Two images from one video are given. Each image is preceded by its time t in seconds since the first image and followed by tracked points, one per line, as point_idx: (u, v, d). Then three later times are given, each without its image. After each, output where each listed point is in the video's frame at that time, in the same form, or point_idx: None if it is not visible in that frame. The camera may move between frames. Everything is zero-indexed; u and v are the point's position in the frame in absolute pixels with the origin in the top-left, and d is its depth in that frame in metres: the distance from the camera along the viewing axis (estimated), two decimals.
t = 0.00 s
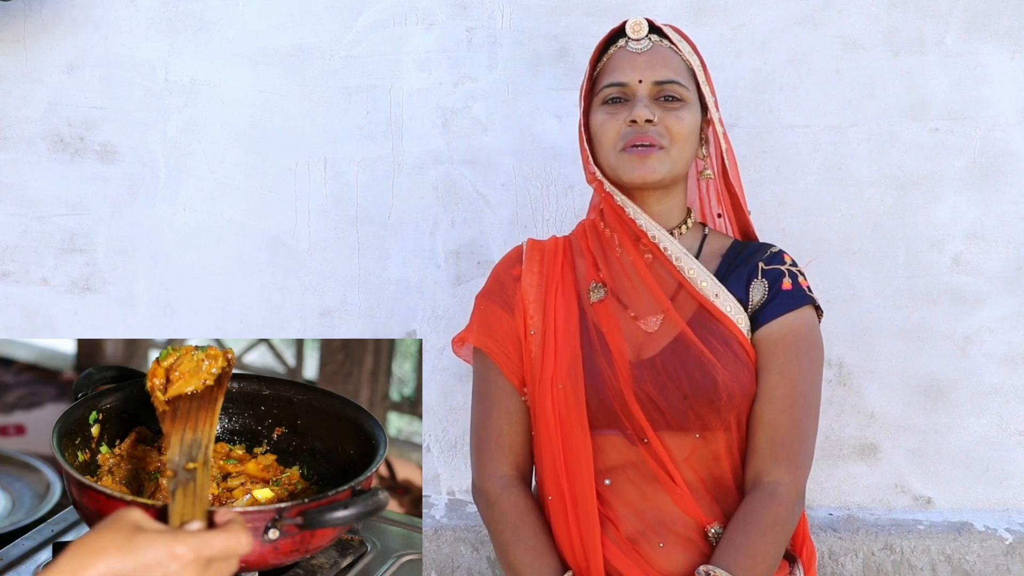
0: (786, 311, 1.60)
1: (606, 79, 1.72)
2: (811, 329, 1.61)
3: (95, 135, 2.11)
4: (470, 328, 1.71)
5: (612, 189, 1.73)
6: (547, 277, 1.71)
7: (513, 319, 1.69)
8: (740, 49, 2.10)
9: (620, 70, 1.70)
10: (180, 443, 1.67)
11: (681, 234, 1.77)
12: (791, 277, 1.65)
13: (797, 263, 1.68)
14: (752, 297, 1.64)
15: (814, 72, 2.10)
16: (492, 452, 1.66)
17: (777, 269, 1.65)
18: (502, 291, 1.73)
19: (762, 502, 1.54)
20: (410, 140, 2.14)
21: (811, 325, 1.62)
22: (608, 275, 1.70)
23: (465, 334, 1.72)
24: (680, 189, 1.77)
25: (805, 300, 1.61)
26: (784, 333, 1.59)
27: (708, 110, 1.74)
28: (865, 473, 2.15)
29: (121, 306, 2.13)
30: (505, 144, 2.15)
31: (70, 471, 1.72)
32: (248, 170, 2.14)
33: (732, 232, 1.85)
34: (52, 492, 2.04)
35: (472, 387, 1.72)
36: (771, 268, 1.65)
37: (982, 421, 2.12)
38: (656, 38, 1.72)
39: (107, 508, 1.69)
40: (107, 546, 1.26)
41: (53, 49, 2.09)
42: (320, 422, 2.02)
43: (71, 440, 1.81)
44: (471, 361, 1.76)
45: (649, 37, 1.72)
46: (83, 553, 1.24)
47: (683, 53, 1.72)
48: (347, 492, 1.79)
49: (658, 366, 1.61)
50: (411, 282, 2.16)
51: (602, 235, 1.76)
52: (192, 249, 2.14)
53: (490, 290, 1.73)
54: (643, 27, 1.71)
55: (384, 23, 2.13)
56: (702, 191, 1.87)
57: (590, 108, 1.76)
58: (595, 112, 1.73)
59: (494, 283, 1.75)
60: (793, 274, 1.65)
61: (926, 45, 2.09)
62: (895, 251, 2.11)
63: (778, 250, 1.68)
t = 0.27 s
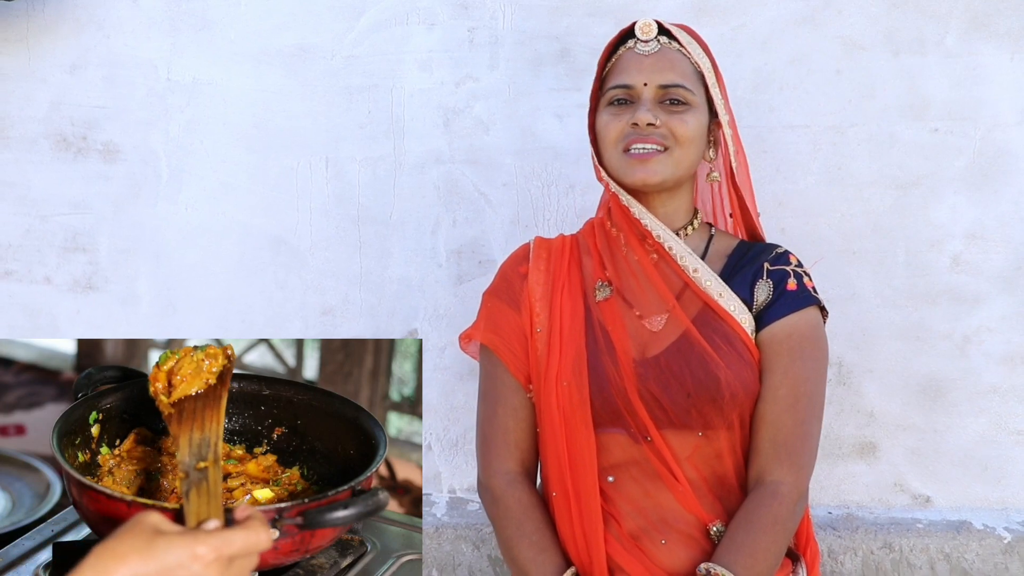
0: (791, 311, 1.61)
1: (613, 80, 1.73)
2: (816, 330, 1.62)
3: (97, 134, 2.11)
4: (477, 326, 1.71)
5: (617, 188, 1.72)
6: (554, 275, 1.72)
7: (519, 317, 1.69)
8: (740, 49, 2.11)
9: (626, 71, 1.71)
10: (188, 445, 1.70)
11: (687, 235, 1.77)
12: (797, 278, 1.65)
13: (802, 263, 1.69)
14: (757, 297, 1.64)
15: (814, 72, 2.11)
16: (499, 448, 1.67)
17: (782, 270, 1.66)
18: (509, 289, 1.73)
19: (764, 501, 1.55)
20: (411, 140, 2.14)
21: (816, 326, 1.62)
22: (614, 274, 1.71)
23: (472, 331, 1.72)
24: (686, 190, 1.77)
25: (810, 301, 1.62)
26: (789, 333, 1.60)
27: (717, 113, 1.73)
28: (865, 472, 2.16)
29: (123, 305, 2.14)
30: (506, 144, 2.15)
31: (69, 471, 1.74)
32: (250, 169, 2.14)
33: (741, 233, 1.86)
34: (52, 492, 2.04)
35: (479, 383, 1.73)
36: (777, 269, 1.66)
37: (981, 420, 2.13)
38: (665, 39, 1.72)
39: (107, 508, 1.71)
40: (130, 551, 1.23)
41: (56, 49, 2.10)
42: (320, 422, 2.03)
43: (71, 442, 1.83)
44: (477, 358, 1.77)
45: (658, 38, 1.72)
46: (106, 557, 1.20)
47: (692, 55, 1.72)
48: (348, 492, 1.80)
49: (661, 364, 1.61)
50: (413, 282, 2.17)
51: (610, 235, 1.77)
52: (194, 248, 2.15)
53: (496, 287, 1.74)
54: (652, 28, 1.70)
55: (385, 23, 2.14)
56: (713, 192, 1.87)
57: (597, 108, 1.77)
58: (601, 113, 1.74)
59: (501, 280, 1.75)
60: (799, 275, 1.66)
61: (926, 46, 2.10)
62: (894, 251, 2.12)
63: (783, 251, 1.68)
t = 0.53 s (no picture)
0: (788, 313, 1.67)
1: (618, 87, 1.79)
2: (812, 331, 1.68)
3: (112, 135, 2.18)
4: (483, 323, 1.79)
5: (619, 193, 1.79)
6: (558, 275, 1.78)
7: (524, 316, 1.76)
8: (737, 57, 2.17)
9: (632, 79, 1.77)
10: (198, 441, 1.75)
11: (688, 237, 1.84)
12: (794, 280, 1.72)
13: (800, 267, 1.75)
14: (755, 299, 1.71)
15: (809, 79, 2.17)
16: (503, 441, 1.73)
17: (780, 272, 1.72)
18: (514, 287, 1.80)
19: (758, 497, 1.62)
20: (417, 142, 2.21)
21: (812, 327, 1.68)
22: (616, 275, 1.78)
23: (479, 328, 1.80)
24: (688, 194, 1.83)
25: (806, 303, 1.68)
26: (785, 334, 1.66)
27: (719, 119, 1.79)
28: (855, 468, 2.23)
29: (135, 301, 2.20)
30: (509, 147, 2.22)
31: (70, 471, 1.81)
32: (260, 170, 2.20)
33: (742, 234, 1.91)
34: (52, 492, 2.07)
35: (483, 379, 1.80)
36: (775, 272, 1.72)
37: (968, 418, 2.19)
38: (669, 47, 1.78)
39: (108, 506, 1.78)
40: (148, 554, 1.25)
41: (72, 52, 2.16)
42: (320, 421, 2.09)
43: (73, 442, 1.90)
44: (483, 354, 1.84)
45: (662, 47, 1.78)
46: (123, 561, 1.23)
47: (695, 63, 1.78)
48: (348, 491, 1.88)
49: (661, 363, 1.68)
50: (417, 280, 2.23)
51: (613, 236, 1.83)
52: (204, 246, 2.21)
53: (502, 286, 1.80)
54: (657, 37, 1.76)
55: (392, 28, 2.20)
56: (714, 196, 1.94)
57: (602, 114, 1.83)
58: (606, 119, 1.80)
59: (506, 279, 1.82)
60: (796, 277, 1.72)
61: (918, 54, 2.16)
62: (885, 253, 2.18)
63: (781, 254, 1.74)
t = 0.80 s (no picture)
0: (787, 312, 1.68)
1: (618, 86, 1.80)
2: (811, 330, 1.69)
3: (114, 135, 2.18)
4: (483, 321, 1.80)
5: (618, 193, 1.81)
6: (558, 274, 1.79)
7: (524, 315, 1.77)
8: (737, 57, 2.18)
9: (632, 78, 1.78)
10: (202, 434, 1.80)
11: (687, 236, 1.85)
12: (793, 279, 1.73)
13: (799, 266, 1.76)
14: (754, 298, 1.72)
15: (808, 79, 2.18)
16: (503, 440, 1.74)
17: (779, 272, 1.73)
18: (515, 286, 1.81)
19: (757, 496, 1.63)
20: (417, 141, 2.22)
21: (811, 326, 1.69)
22: (616, 274, 1.79)
23: (479, 327, 1.81)
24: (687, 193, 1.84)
25: (805, 302, 1.69)
26: (785, 333, 1.67)
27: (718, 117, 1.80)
28: (854, 466, 2.24)
29: (137, 300, 2.21)
30: (509, 146, 2.23)
31: (70, 472, 1.83)
32: (261, 169, 2.21)
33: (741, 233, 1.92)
34: (52, 492, 2.08)
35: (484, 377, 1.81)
36: (774, 271, 1.73)
37: (966, 416, 2.20)
38: (668, 46, 1.79)
39: (107, 507, 1.80)
40: (154, 555, 1.25)
41: (74, 51, 2.17)
42: (320, 422, 2.10)
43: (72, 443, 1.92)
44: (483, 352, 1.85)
45: (662, 45, 1.79)
46: (132, 564, 1.22)
47: (695, 62, 1.79)
48: (348, 492, 1.91)
49: (660, 362, 1.69)
50: (418, 279, 2.24)
51: (613, 235, 1.85)
52: (206, 245, 2.22)
53: (502, 285, 1.81)
54: (656, 36, 1.77)
55: (393, 28, 2.21)
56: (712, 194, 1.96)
57: (602, 113, 1.84)
58: (606, 118, 1.80)
59: (507, 278, 1.83)
60: (795, 276, 1.73)
61: (916, 55, 2.17)
62: (884, 253, 2.20)
63: (781, 253, 1.76)
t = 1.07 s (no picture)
0: (785, 308, 1.69)
1: (620, 86, 1.80)
2: (807, 326, 1.71)
3: (114, 136, 2.19)
4: (477, 320, 1.80)
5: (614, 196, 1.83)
6: (554, 273, 1.79)
7: (519, 314, 1.76)
8: (734, 56, 2.19)
9: (634, 77, 1.78)
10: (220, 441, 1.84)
11: (683, 234, 1.87)
12: (789, 275, 1.75)
13: (794, 262, 1.78)
14: (751, 295, 1.74)
15: (805, 78, 2.19)
16: (501, 441, 1.74)
17: (775, 268, 1.75)
18: (509, 285, 1.80)
19: (758, 491, 1.64)
20: (417, 142, 2.22)
21: (808, 321, 1.71)
22: (613, 271, 1.79)
23: (474, 326, 1.81)
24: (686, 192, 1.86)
25: (802, 297, 1.71)
26: (782, 329, 1.69)
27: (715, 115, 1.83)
28: (852, 463, 2.25)
29: (138, 300, 2.22)
30: (508, 146, 2.24)
31: (70, 472, 1.86)
32: (261, 170, 2.22)
33: (733, 230, 1.95)
34: (52, 492, 2.07)
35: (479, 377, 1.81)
36: (771, 267, 1.75)
37: (964, 414, 2.21)
38: (667, 46, 1.81)
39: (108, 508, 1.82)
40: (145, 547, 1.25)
41: (74, 53, 2.18)
42: (320, 421, 2.10)
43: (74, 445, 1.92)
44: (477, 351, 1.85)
45: (660, 45, 1.81)
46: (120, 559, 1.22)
47: (693, 61, 1.81)
48: (348, 492, 1.89)
49: (660, 360, 1.70)
50: (418, 279, 2.25)
51: (608, 232, 1.85)
52: (205, 245, 2.23)
53: (498, 283, 1.81)
54: (655, 35, 1.79)
55: (392, 29, 2.22)
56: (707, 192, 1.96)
57: (603, 113, 1.84)
58: (609, 118, 1.80)
59: (501, 276, 1.83)
60: (791, 273, 1.75)
61: (913, 54, 2.18)
62: (881, 251, 2.20)
63: (776, 250, 1.78)
